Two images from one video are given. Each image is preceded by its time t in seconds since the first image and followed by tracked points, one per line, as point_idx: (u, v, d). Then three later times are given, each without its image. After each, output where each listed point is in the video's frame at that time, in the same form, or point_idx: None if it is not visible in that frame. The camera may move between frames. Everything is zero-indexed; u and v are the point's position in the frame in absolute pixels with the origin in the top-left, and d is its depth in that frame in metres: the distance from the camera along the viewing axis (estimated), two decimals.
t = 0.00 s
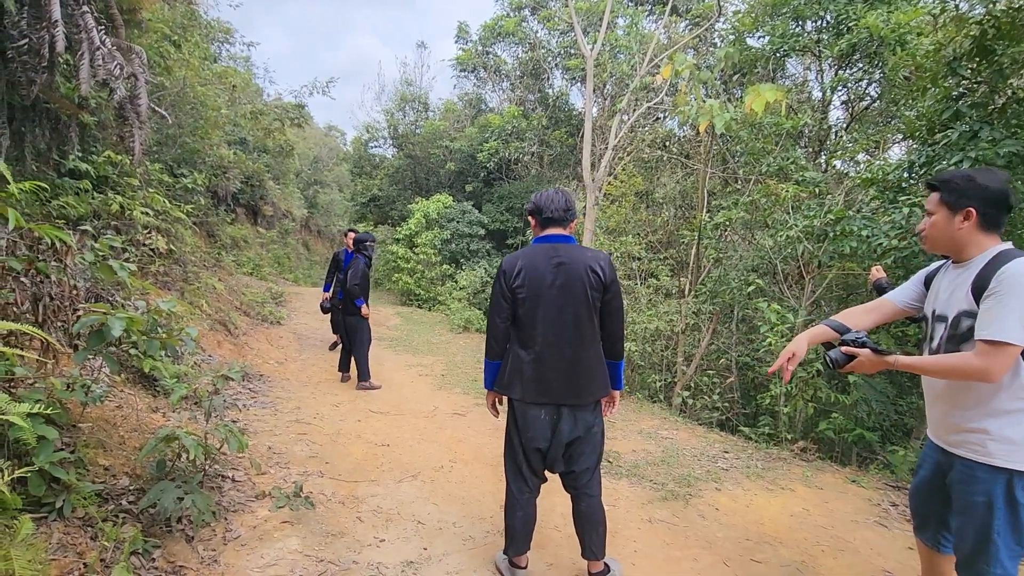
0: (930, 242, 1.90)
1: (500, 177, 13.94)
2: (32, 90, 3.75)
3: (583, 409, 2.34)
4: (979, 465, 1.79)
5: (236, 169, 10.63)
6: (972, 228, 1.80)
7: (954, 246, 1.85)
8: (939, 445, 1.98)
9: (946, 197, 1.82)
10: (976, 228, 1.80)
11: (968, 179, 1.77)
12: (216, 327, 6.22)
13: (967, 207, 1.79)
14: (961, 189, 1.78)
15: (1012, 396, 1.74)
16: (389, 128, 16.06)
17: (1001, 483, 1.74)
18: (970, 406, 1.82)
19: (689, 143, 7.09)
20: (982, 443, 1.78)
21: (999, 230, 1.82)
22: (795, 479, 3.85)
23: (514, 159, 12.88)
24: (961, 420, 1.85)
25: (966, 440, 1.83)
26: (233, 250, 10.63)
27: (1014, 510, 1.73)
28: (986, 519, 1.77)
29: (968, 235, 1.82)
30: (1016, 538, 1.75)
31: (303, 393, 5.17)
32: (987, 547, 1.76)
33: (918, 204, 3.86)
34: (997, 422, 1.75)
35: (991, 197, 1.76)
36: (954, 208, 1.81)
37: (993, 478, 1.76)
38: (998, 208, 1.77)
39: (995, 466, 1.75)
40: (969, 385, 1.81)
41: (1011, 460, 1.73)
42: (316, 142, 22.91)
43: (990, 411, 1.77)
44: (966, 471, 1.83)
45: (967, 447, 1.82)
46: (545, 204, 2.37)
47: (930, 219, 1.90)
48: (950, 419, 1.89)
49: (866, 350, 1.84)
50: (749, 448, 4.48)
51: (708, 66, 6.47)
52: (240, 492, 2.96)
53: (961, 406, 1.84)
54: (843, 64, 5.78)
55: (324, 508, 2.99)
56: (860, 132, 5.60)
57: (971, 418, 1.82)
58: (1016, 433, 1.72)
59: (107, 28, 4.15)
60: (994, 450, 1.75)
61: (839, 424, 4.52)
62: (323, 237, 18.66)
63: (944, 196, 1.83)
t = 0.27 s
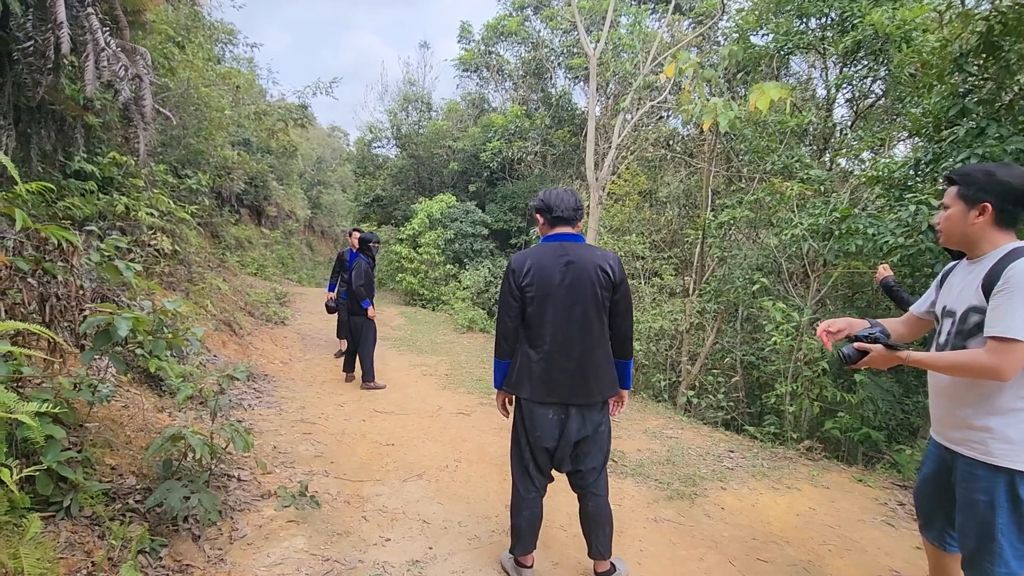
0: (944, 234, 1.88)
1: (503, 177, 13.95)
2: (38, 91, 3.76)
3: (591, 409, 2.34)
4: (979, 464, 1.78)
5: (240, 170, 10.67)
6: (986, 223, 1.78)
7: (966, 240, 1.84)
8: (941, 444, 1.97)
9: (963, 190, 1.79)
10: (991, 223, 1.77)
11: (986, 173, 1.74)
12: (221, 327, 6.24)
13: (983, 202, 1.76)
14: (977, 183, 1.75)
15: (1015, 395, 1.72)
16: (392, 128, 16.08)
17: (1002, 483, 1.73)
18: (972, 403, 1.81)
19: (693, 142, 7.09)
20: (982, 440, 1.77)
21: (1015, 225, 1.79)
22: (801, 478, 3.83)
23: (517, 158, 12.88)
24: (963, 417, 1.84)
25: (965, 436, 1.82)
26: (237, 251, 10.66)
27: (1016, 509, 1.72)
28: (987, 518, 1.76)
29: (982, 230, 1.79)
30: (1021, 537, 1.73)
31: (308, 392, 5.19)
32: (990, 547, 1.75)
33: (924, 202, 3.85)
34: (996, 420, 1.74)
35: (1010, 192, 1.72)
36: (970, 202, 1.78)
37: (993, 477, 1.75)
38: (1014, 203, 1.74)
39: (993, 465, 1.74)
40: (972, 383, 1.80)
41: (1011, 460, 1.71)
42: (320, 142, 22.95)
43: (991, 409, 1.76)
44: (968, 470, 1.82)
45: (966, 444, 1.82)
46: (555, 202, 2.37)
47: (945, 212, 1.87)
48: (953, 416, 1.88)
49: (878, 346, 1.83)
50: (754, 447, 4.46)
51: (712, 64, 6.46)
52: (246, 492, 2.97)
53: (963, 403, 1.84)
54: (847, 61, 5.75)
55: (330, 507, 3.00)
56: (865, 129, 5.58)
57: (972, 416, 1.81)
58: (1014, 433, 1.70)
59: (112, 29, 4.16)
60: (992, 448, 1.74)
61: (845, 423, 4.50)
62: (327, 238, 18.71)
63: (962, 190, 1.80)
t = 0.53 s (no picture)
0: (948, 234, 1.87)
1: (505, 176, 13.95)
2: (41, 94, 3.76)
3: (598, 410, 2.34)
4: (975, 463, 1.78)
5: (242, 171, 10.69)
6: (990, 223, 1.77)
7: (970, 239, 1.82)
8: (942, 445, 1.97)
9: (967, 190, 1.79)
10: (995, 222, 1.76)
11: (990, 172, 1.73)
12: (224, 329, 6.24)
13: (987, 201, 1.75)
14: (981, 182, 1.74)
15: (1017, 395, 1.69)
16: (394, 128, 16.08)
17: (998, 482, 1.72)
18: (968, 401, 1.81)
19: (695, 141, 7.08)
20: (977, 438, 1.76)
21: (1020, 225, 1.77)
22: (804, 478, 3.83)
23: (519, 158, 12.89)
24: (963, 415, 1.83)
25: (963, 435, 1.82)
26: (239, 252, 10.68)
27: (1014, 508, 1.70)
28: (985, 518, 1.75)
29: (985, 230, 1.78)
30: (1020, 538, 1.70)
31: (311, 393, 5.19)
32: (987, 547, 1.73)
33: (928, 200, 3.83)
34: (994, 420, 1.72)
35: (1014, 191, 1.71)
36: (974, 201, 1.77)
37: (988, 477, 1.74)
38: (1021, 202, 1.72)
39: (987, 464, 1.73)
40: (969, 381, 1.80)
41: (1005, 460, 1.69)
42: (321, 142, 22.97)
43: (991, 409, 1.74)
44: (967, 470, 1.81)
45: (961, 442, 1.83)
46: (560, 203, 2.37)
47: (949, 211, 1.86)
48: (953, 414, 1.87)
49: (898, 352, 1.80)
50: (758, 447, 4.45)
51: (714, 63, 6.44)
52: (250, 493, 2.98)
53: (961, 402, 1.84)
54: (849, 60, 5.73)
55: (333, 509, 3.00)
56: (868, 128, 5.57)
57: (971, 415, 1.80)
58: (1010, 433, 1.69)
59: (114, 31, 4.16)
60: (987, 446, 1.73)
61: (848, 422, 4.49)
62: (328, 238, 18.74)
63: (966, 190, 1.79)
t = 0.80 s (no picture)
0: (952, 235, 1.86)
1: (505, 176, 13.96)
2: (42, 96, 3.76)
3: (602, 410, 2.34)
4: (978, 463, 1.77)
5: (244, 172, 10.71)
6: (994, 221, 1.76)
7: (974, 239, 1.81)
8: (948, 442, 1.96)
9: (968, 190, 1.79)
10: (999, 221, 1.75)
11: (990, 171, 1.73)
12: (226, 329, 6.25)
13: (989, 200, 1.75)
14: (982, 181, 1.75)
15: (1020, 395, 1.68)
16: (394, 128, 16.09)
17: (999, 482, 1.71)
18: (971, 400, 1.80)
19: (695, 139, 7.07)
20: (979, 437, 1.76)
21: None
22: (806, 476, 3.82)
23: (520, 158, 12.89)
24: (967, 414, 1.82)
25: (966, 434, 1.81)
26: (241, 252, 10.69)
27: (1015, 508, 1.68)
28: (986, 517, 1.74)
29: (990, 229, 1.77)
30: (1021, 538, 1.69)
31: (312, 393, 5.20)
32: (986, 545, 1.73)
33: (929, 198, 3.83)
34: (996, 419, 1.72)
35: (1016, 189, 1.70)
36: (976, 200, 1.77)
37: (990, 477, 1.73)
38: None
39: (988, 463, 1.73)
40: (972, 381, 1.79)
41: (1006, 459, 1.68)
42: (322, 143, 22.99)
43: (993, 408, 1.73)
44: (970, 468, 1.80)
45: (964, 442, 1.82)
46: (563, 202, 2.37)
47: (953, 212, 1.86)
48: (958, 413, 1.86)
49: (899, 349, 1.87)
50: (759, 445, 4.45)
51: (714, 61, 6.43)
52: (251, 493, 2.98)
53: (964, 404, 1.83)
54: (850, 57, 5.71)
55: (334, 509, 3.00)
56: (869, 126, 5.56)
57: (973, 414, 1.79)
58: (1011, 432, 1.68)
59: (115, 34, 4.16)
60: (988, 445, 1.73)
61: (850, 421, 4.48)
62: (329, 239, 18.77)
63: (967, 189, 1.79)
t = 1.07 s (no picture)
0: (969, 233, 1.84)
1: (507, 175, 13.96)
2: (45, 97, 3.77)
3: (606, 408, 2.34)
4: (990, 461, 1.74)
5: (246, 172, 10.73)
6: (1014, 219, 1.73)
7: (992, 237, 1.79)
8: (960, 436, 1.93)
9: (984, 188, 1.76)
10: (1018, 218, 1.73)
11: (1008, 168, 1.71)
12: (229, 329, 6.27)
13: (1008, 197, 1.72)
14: (999, 178, 1.72)
15: None
16: (396, 128, 16.10)
17: (1011, 480, 1.68)
18: (983, 397, 1.77)
19: (697, 137, 7.06)
20: (992, 435, 1.72)
21: None
22: (809, 474, 3.82)
23: (522, 156, 12.90)
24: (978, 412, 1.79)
25: (978, 432, 1.78)
26: (244, 252, 10.73)
27: None
28: (995, 514, 1.73)
29: (1009, 227, 1.75)
30: None
31: (315, 392, 5.22)
32: (996, 543, 1.73)
33: (932, 195, 3.82)
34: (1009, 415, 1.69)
35: None
36: (994, 198, 1.74)
37: (1002, 475, 1.70)
38: None
39: (1001, 462, 1.70)
40: (985, 378, 1.75)
41: (1019, 457, 1.65)
42: (324, 142, 23.02)
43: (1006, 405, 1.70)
44: (980, 465, 1.78)
45: (976, 439, 1.78)
46: (567, 201, 2.38)
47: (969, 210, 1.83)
48: (969, 411, 1.83)
49: (914, 344, 1.86)
50: (762, 443, 4.44)
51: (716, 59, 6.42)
52: (256, 492, 3.00)
53: (975, 402, 1.80)
54: (853, 54, 5.67)
55: (338, 507, 3.02)
56: (872, 122, 5.55)
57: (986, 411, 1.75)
58: None
59: (117, 35, 4.17)
60: (1001, 443, 1.69)
61: (853, 418, 4.47)
62: (332, 238, 18.80)
63: (984, 187, 1.76)
